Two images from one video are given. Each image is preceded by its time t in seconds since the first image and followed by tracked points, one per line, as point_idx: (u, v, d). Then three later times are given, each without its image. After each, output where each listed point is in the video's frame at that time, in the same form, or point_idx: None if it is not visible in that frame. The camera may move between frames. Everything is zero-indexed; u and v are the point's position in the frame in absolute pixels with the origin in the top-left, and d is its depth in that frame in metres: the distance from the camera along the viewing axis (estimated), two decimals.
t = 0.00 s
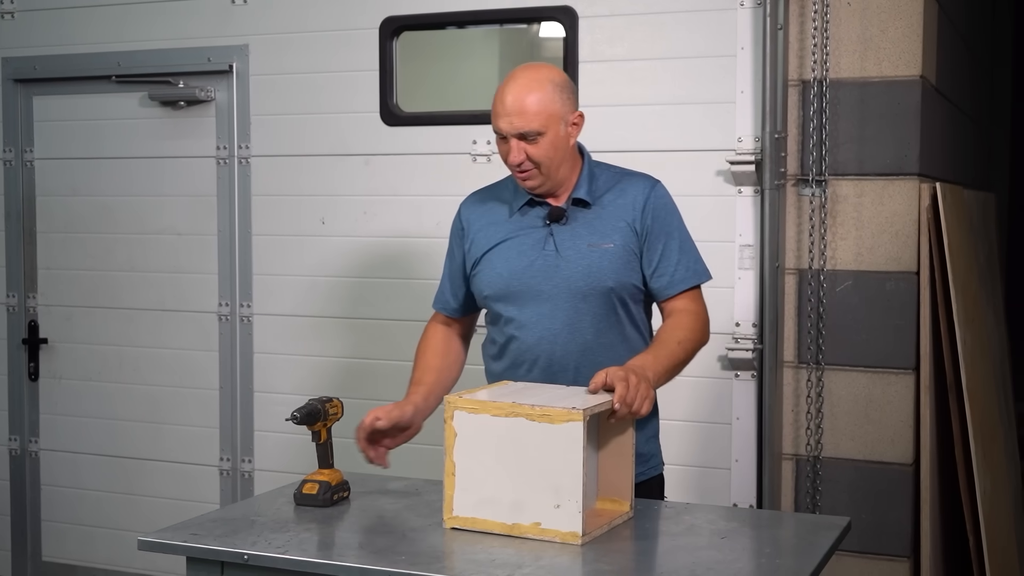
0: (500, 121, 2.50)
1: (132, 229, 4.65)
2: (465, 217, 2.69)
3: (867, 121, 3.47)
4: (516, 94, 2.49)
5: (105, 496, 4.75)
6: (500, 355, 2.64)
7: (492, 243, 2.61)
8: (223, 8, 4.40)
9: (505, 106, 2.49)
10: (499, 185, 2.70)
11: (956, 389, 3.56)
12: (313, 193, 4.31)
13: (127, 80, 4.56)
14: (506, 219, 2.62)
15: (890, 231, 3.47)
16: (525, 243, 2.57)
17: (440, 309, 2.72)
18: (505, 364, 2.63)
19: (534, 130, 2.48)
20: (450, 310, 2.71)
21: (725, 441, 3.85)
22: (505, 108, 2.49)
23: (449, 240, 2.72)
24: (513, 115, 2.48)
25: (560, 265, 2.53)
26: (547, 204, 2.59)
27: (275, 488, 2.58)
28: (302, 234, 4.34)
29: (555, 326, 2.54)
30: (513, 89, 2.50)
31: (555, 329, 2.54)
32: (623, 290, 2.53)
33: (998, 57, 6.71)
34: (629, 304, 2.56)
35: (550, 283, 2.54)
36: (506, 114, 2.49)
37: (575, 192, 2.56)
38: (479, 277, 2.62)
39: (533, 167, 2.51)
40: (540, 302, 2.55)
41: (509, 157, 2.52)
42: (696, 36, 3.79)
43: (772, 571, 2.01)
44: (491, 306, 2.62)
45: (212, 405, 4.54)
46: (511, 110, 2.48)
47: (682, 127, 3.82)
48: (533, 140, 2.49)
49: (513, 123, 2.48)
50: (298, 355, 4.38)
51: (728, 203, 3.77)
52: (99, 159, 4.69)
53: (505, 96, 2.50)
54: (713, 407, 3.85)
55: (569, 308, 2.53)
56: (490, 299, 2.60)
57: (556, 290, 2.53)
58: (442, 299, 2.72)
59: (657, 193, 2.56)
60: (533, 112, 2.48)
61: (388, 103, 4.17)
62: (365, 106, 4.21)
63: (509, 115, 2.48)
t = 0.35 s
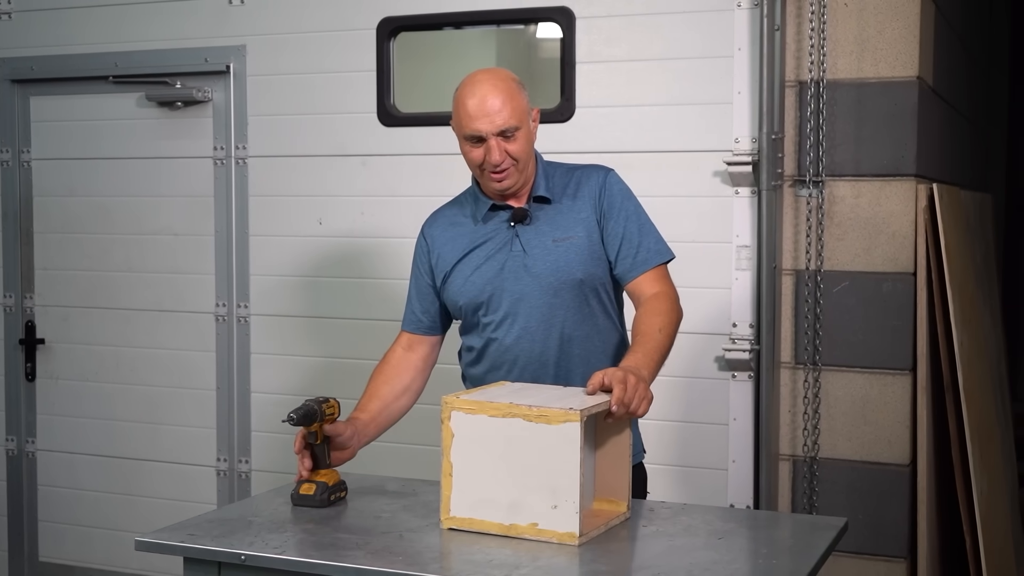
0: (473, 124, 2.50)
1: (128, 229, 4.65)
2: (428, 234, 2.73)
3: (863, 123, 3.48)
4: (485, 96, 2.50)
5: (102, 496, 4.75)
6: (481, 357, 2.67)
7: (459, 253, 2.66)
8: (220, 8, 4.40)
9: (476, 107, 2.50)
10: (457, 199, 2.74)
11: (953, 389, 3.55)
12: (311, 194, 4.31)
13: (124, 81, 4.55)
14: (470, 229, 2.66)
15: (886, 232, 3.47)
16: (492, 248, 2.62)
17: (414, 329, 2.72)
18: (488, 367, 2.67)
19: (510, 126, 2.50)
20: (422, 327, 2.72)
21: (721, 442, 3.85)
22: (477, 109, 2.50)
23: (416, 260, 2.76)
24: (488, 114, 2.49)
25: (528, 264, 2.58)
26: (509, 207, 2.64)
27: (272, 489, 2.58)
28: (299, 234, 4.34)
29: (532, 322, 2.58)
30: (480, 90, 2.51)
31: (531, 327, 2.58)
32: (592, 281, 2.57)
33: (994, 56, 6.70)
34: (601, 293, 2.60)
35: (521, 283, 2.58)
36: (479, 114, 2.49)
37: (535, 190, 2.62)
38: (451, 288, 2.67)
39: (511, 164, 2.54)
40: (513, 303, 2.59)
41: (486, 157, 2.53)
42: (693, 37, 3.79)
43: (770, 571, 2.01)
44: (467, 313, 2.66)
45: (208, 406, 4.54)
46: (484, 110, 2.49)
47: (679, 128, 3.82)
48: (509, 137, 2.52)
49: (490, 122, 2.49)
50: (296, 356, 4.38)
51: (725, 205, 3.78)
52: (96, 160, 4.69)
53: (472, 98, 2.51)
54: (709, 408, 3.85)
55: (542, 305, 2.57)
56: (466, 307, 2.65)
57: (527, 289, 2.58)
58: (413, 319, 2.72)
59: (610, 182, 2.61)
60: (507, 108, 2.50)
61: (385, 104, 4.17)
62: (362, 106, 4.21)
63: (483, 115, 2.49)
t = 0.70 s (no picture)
0: (477, 118, 2.51)
1: (127, 230, 4.65)
2: (420, 230, 2.74)
3: (861, 123, 3.48)
4: (490, 91, 2.51)
5: (101, 497, 4.75)
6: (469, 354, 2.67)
7: (451, 249, 2.66)
8: (219, 9, 4.40)
9: (481, 102, 2.50)
10: (451, 196, 2.75)
11: (952, 390, 3.55)
12: (310, 194, 4.31)
13: (123, 81, 4.55)
14: (463, 226, 2.67)
15: (885, 232, 3.47)
16: (484, 245, 2.63)
17: (401, 324, 2.75)
18: (476, 366, 2.67)
19: (513, 122, 2.52)
20: (409, 322, 2.75)
21: (720, 442, 3.85)
22: (482, 104, 2.50)
23: (407, 255, 2.76)
24: (492, 109, 2.50)
25: (520, 262, 2.58)
26: (503, 205, 2.65)
27: (271, 489, 2.58)
28: (298, 234, 4.34)
29: (522, 320, 2.58)
30: (485, 85, 2.52)
31: (521, 324, 2.58)
32: (583, 280, 2.58)
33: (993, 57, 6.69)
34: (591, 294, 2.61)
35: (512, 281, 2.59)
36: (484, 109, 2.50)
37: (529, 190, 2.63)
38: (441, 285, 2.67)
39: (512, 160, 2.55)
40: (504, 300, 2.59)
41: (488, 152, 2.53)
42: (691, 38, 3.79)
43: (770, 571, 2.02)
44: (456, 310, 2.66)
45: (207, 406, 4.54)
46: (489, 104, 2.50)
47: (678, 128, 3.83)
48: (511, 132, 2.53)
49: (495, 117, 2.49)
50: (294, 356, 4.38)
51: (724, 205, 3.78)
52: (95, 160, 4.69)
53: (476, 92, 2.52)
54: (708, 408, 3.85)
55: (533, 303, 2.58)
56: (455, 303, 2.65)
57: (518, 287, 2.58)
58: (401, 314, 2.75)
59: (604, 184, 2.62)
60: (511, 104, 2.51)
61: (384, 104, 4.17)
62: (362, 107, 4.21)
63: (488, 110, 2.50)
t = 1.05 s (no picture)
0: (494, 115, 2.50)
1: (127, 229, 4.65)
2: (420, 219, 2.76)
3: (861, 122, 3.48)
4: (509, 90, 2.51)
5: (101, 496, 4.75)
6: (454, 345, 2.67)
7: (448, 242, 2.67)
8: (218, 8, 4.39)
9: (498, 99, 2.50)
10: (456, 188, 2.76)
11: (952, 389, 3.55)
12: (310, 194, 4.31)
13: (123, 80, 4.55)
14: (461, 219, 2.68)
15: (886, 231, 3.47)
16: (479, 238, 2.63)
17: (399, 310, 2.80)
18: (461, 360, 2.66)
19: (529, 122, 2.52)
20: (405, 309, 2.79)
21: (720, 441, 3.85)
22: (500, 101, 2.50)
23: (406, 244, 2.78)
24: (510, 107, 2.49)
25: (514, 258, 2.59)
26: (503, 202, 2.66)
27: (271, 489, 2.58)
28: (298, 234, 4.34)
29: (509, 317, 2.58)
30: (503, 83, 2.51)
31: (509, 320, 2.58)
32: (575, 282, 2.58)
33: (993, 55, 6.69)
34: (582, 297, 2.61)
35: (504, 276, 2.59)
36: (501, 107, 2.50)
37: (530, 190, 2.62)
38: (434, 275, 2.68)
39: (523, 159, 2.56)
40: (494, 295, 2.60)
41: (502, 149, 2.54)
42: (692, 36, 3.79)
43: (770, 570, 2.01)
44: (446, 302, 2.67)
45: (207, 405, 4.54)
46: (507, 103, 2.50)
47: (678, 128, 3.83)
48: (525, 132, 2.53)
49: (512, 115, 2.49)
50: (294, 356, 4.38)
51: (724, 204, 3.78)
52: (95, 159, 4.69)
53: (495, 90, 2.51)
54: (708, 407, 3.85)
55: (522, 300, 2.58)
56: (445, 294, 2.65)
57: (510, 283, 2.58)
58: (397, 300, 2.79)
59: (607, 190, 2.62)
60: (528, 103, 2.51)
61: (383, 103, 4.17)
62: (362, 106, 4.21)
63: (505, 108, 2.50)
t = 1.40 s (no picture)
0: (506, 115, 2.52)
1: (127, 228, 4.64)
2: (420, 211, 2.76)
3: (862, 120, 3.48)
4: (522, 90, 2.52)
5: (100, 495, 4.75)
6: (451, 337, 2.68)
7: (447, 235, 2.67)
8: (218, 7, 4.39)
9: (511, 99, 2.52)
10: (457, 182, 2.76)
11: (952, 388, 3.55)
12: (311, 193, 4.31)
13: (123, 79, 4.55)
14: (461, 213, 2.68)
15: (886, 230, 3.47)
16: (477, 232, 2.64)
17: (396, 301, 2.81)
18: (453, 353, 2.67)
19: (540, 124, 2.54)
20: (401, 299, 2.80)
21: (720, 440, 3.85)
22: (513, 101, 2.51)
23: (406, 236, 2.78)
24: (523, 109, 2.51)
25: (510, 254, 2.59)
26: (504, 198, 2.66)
27: (271, 488, 2.58)
28: (298, 233, 4.34)
29: (504, 312, 2.59)
30: (516, 84, 2.53)
31: (503, 316, 2.59)
32: (571, 280, 2.58)
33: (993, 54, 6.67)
34: (578, 295, 2.61)
35: (500, 272, 2.59)
36: (514, 107, 2.51)
37: (532, 188, 2.61)
38: (431, 268, 2.68)
39: (532, 161, 2.57)
40: (490, 290, 2.60)
41: (513, 149, 2.54)
42: (692, 35, 3.79)
43: (771, 569, 2.01)
44: (442, 295, 2.67)
45: (207, 404, 4.54)
46: (520, 104, 2.51)
47: (678, 126, 3.82)
48: (536, 134, 2.55)
49: (524, 117, 2.51)
50: (294, 355, 4.38)
51: (725, 203, 3.78)
52: (95, 158, 4.69)
53: (509, 90, 2.52)
54: (708, 405, 3.85)
55: (517, 296, 2.58)
56: (441, 287, 2.66)
57: (506, 278, 2.59)
58: (394, 291, 2.81)
59: (609, 191, 2.61)
60: (540, 106, 2.53)
61: (383, 102, 4.17)
62: (362, 105, 4.20)
63: (518, 109, 2.51)
